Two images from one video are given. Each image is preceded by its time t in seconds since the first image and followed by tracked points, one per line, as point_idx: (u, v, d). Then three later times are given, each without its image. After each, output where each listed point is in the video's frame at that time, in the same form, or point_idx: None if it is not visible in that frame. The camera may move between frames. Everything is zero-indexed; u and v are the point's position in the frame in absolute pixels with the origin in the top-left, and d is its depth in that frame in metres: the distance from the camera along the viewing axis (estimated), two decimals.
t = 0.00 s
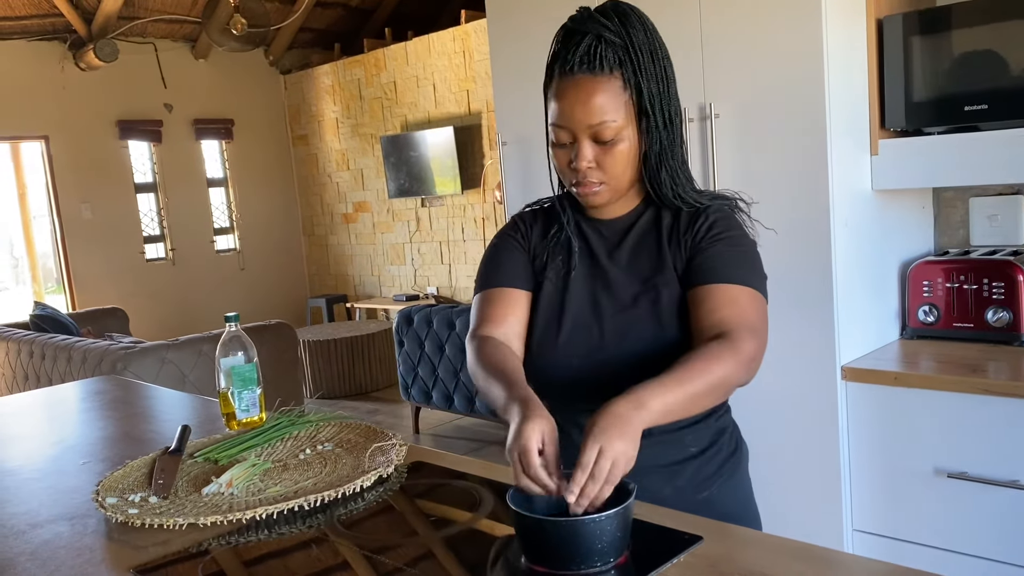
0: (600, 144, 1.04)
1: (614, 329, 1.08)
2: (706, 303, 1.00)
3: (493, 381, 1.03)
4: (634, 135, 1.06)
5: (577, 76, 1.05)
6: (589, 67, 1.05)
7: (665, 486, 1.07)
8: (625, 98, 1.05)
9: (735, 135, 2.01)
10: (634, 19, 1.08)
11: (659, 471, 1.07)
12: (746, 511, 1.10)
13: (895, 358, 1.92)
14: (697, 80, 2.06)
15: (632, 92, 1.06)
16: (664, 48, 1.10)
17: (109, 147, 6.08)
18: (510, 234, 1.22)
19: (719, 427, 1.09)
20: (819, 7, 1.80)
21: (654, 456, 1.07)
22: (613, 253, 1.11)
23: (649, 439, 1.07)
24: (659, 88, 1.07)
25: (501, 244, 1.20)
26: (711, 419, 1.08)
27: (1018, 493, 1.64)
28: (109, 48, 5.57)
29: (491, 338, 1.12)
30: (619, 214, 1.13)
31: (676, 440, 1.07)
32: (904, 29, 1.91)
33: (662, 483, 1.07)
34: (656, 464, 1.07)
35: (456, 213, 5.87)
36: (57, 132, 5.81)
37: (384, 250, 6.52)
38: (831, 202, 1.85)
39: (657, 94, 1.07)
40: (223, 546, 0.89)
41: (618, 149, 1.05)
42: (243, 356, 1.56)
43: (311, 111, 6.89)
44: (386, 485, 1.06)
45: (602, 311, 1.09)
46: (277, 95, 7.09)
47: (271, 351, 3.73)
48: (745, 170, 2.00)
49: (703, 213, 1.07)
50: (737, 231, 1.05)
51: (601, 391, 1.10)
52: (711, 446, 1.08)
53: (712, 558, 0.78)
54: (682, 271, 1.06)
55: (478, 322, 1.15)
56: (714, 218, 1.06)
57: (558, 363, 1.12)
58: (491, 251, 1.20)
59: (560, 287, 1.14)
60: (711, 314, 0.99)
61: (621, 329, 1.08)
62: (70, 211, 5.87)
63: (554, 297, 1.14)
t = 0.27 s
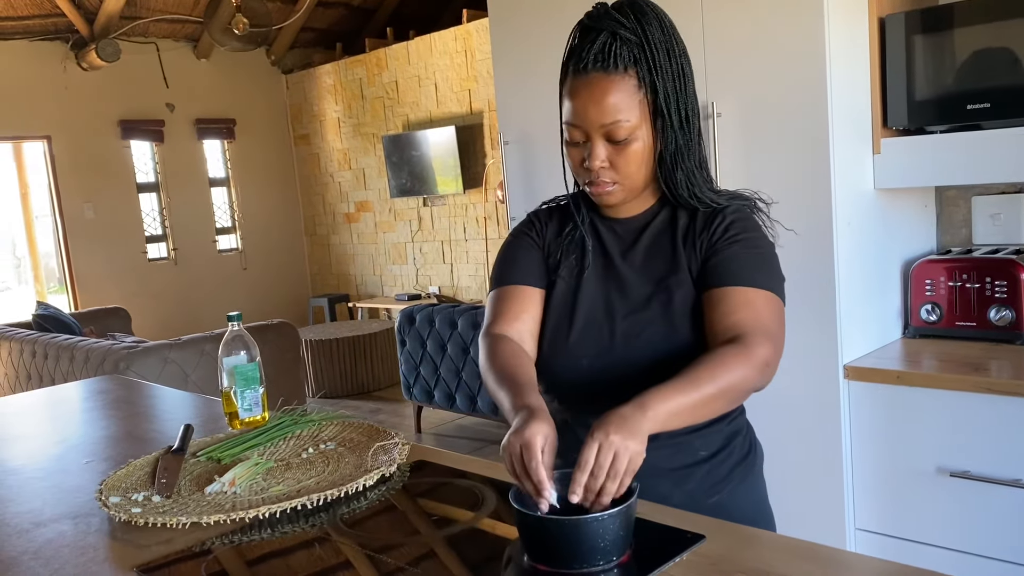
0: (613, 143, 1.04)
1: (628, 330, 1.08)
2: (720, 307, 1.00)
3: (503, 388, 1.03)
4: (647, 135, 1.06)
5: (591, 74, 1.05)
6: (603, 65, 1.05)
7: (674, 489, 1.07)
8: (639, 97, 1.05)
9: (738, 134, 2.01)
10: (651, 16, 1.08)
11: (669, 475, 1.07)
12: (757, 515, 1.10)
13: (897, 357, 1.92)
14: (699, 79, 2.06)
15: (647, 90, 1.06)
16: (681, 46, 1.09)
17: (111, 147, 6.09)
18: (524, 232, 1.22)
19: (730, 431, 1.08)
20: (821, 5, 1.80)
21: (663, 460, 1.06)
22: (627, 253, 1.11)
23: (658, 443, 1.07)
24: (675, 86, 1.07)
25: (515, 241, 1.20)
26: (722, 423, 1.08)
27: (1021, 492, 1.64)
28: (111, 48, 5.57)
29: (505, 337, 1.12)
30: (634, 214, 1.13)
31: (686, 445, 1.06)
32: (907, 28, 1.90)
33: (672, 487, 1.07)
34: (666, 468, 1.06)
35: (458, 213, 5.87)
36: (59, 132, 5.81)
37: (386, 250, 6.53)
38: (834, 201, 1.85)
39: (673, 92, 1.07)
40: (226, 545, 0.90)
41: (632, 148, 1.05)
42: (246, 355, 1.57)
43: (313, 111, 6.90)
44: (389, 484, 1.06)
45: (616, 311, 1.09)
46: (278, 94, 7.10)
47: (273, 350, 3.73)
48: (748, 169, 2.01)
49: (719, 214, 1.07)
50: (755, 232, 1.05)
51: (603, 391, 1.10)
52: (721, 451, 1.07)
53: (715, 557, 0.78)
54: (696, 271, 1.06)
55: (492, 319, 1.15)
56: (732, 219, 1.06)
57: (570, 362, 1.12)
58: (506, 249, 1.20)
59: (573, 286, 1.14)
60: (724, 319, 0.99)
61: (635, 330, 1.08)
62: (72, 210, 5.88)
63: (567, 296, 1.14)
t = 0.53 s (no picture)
0: (615, 144, 1.04)
1: (632, 330, 1.08)
2: (725, 308, 1.00)
3: (503, 385, 1.03)
4: (650, 136, 1.06)
5: (593, 75, 1.05)
6: (605, 65, 1.05)
7: (675, 490, 1.07)
8: (641, 97, 1.05)
9: (739, 133, 2.01)
10: (655, 16, 1.08)
11: (670, 476, 1.07)
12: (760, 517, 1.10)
13: (898, 356, 1.92)
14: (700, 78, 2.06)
15: (649, 90, 1.06)
16: (687, 44, 1.09)
17: (113, 146, 6.09)
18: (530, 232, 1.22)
19: (733, 433, 1.08)
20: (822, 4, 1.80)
21: (665, 461, 1.07)
22: (631, 253, 1.11)
23: (659, 444, 1.07)
24: (679, 86, 1.07)
25: (520, 241, 1.21)
26: (725, 425, 1.08)
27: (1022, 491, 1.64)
28: (113, 48, 5.57)
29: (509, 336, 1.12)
30: (640, 213, 1.13)
31: (687, 446, 1.07)
32: (908, 26, 1.90)
33: (672, 489, 1.07)
34: (667, 469, 1.07)
35: (460, 212, 5.87)
36: (60, 132, 5.82)
37: (387, 250, 6.53)
38: (835, 200, 1.85)
39: (677, 92, 1.07)
40: (228, 544, 0.90)
41: (634, 148, 1.05)
42: (247, 355, 1.57)
43: (314, 110, 6.90)
44: (390, 483, 1.06)
45: (619, 312, 1.09)
46: (280, 94, 7.10)
47: (274, 350, 3.74)
48: (749, 167, 2.01)
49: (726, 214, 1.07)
50: (763, 233, 1.04)
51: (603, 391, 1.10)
52: (723, 452, 1.08)
53: (716, 556, 0.78)
54: (700, 272, 1.06)
55: (496, 319, 1.15)
56: (738, 220, 1.06)
57: (571, 362, 1.12)
58: (511, 249, 1.20)
59: (576, 286, 1.14)
60: (730, 321, 0.99)
61: (637, 331, 1.08)
62: (74, 210, 5.89)
63: (571, 296, 1.14)
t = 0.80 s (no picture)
0: (595, 144, 1.05)
1: (622, 328, 1.08)
2: (725, 311, 1.01)
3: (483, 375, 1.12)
4: (634, 137, 1.07)
5: (574, 76, 1.07)
6: (588, 66, 1.07)
7: (665, 491, 1.08)
8: (625, 98, 1.06)
9: (739, 132, 2.01)
10: (642, 16, 1.10)
11: (660, 477, 1.08)
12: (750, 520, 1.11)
13: (899, 355, 1.92)
14: (701, 77, 2.06)
15: (633, 91, 1.07)
16: (676, 46, 1.10)
17: (115, 147, 6.10)
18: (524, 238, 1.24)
19: (725, 435, 1.09)
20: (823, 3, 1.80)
21: (655, 462, 1.08)
22: (623, 251, 1.11)
23: (650, 446, 1.08)
24: (666, 85, 1.08)
25: (515, 250, 1.23)
26: (716, 427, 1.09)
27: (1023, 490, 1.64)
28: (114, 48, 5.58)
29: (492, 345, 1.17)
30: (636, 211, 1.13)
31: (678, 448, 1.08)
32: (909, 26, 1.90)
33: (662, 490, 1.08)
34: (658, 470, 1.08)
35: (461, 212, 5.87)
36: (62, 132, 5.83)
37: (388, 249, 6.53)
38: (835, 200, 1.85)
39: (665, 92, 1.08)
40: (229, 544, 0.90)
41: (617, 148, 1.05)
42: (248, 354, 1.57)
43: (316, 110, 6.90)
44: (391, 482, 1.06)
45: (611, 310, 1.09)
46: (281, 94, 7.10)
47: (276, 349, 3.74)
48: (750, 167, 2.00)
49: (720, 213, 1.07)
50: (757, 233, 1.04)
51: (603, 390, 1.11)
52: (714, 454, 1.08)
53: (716, 556, 0.78)
54: (696, 276, 1.06)
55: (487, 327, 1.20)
56: (732, 219, 1.06)
57: (567, 366, 1.12)
58: (505, 259, 1.23)
59: (568, 286, 1.14)
60: (735, 326, 1.00)
61: (628, 329, 1.07)
62: (75, 210, 5.89)
63: (563, 296, 1.14)
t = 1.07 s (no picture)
0: (543, 155, 1.09)
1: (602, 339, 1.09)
2: (719, 315, 1.03)
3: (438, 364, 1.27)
4: (585, 144, 1.08)
5: (529, 92, 1.12)
6: (539, 84, 1.11)
7: (648, 491, 1.08)
8: (573, 110, 1.08)
9: (740, 132, 2.01)
10: (594, 24, 1.09)
11: (644, 477, 1.08)
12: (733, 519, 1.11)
13: (900, 355, 1.91)
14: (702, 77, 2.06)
15: (579, 104, 1.08)
16: (636, 46, 1.07)
17: (116, 147, 6.11)
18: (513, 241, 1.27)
19: (707, 436, 1.10)
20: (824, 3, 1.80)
21: (637, 462, 1.08)
22: (602, 251, 1.12)
23: (632, 445, 1.08)
24: (617, 93, 1.07)
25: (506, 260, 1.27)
26: (699, 427, 1.09)
27: None
28: (115, 48, 5.58)
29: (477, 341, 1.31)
30: (613, 212, 1.14)
31: (660, 447, 1.08)
32: (910, 25, 1.90)
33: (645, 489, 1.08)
34: (640, 470, 1.08)
35: (462, 212, 5.88)
36: (64, 132, 5.83)
37: (390, 249, 6.54)
38: (835, 200, 1.85)
39: (622, 98, 1.07)
40: (230, 544, 0.90)
41: (564, 159, 1.08)
42: (249, 355, 1.57)
43: (317, 110, 6.90)
44: (392, 482, 1.06)
45: (591, 308, 1.10)
46: (282, 94, 7.10)
47: (277, 349, 3.74)
48: (750, 167, 2.00)
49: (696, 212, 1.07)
50: (734, 232, 1.04)
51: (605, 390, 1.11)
52: (697, 454, 1.09)
53: (716, 555, 0.78)
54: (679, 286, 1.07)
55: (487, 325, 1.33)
56: (709, 216, 1.06)
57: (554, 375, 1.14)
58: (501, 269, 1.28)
59: (550, 286, 1.16)
60: (729, 325, 1.03)
61: (608, 326, 1.08)
62: (77, 210, 5.90)
63: (545, 296, 1.16)
